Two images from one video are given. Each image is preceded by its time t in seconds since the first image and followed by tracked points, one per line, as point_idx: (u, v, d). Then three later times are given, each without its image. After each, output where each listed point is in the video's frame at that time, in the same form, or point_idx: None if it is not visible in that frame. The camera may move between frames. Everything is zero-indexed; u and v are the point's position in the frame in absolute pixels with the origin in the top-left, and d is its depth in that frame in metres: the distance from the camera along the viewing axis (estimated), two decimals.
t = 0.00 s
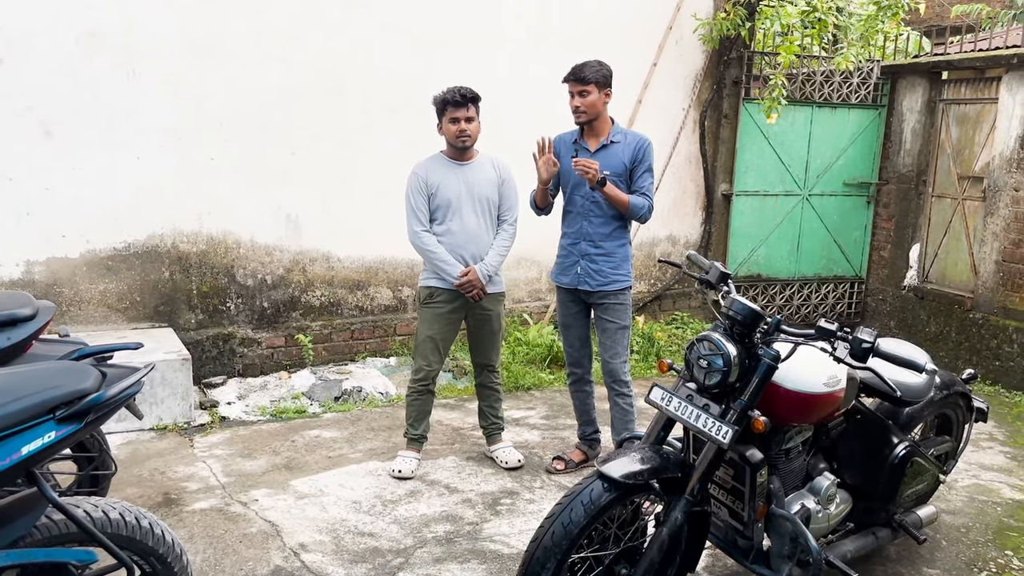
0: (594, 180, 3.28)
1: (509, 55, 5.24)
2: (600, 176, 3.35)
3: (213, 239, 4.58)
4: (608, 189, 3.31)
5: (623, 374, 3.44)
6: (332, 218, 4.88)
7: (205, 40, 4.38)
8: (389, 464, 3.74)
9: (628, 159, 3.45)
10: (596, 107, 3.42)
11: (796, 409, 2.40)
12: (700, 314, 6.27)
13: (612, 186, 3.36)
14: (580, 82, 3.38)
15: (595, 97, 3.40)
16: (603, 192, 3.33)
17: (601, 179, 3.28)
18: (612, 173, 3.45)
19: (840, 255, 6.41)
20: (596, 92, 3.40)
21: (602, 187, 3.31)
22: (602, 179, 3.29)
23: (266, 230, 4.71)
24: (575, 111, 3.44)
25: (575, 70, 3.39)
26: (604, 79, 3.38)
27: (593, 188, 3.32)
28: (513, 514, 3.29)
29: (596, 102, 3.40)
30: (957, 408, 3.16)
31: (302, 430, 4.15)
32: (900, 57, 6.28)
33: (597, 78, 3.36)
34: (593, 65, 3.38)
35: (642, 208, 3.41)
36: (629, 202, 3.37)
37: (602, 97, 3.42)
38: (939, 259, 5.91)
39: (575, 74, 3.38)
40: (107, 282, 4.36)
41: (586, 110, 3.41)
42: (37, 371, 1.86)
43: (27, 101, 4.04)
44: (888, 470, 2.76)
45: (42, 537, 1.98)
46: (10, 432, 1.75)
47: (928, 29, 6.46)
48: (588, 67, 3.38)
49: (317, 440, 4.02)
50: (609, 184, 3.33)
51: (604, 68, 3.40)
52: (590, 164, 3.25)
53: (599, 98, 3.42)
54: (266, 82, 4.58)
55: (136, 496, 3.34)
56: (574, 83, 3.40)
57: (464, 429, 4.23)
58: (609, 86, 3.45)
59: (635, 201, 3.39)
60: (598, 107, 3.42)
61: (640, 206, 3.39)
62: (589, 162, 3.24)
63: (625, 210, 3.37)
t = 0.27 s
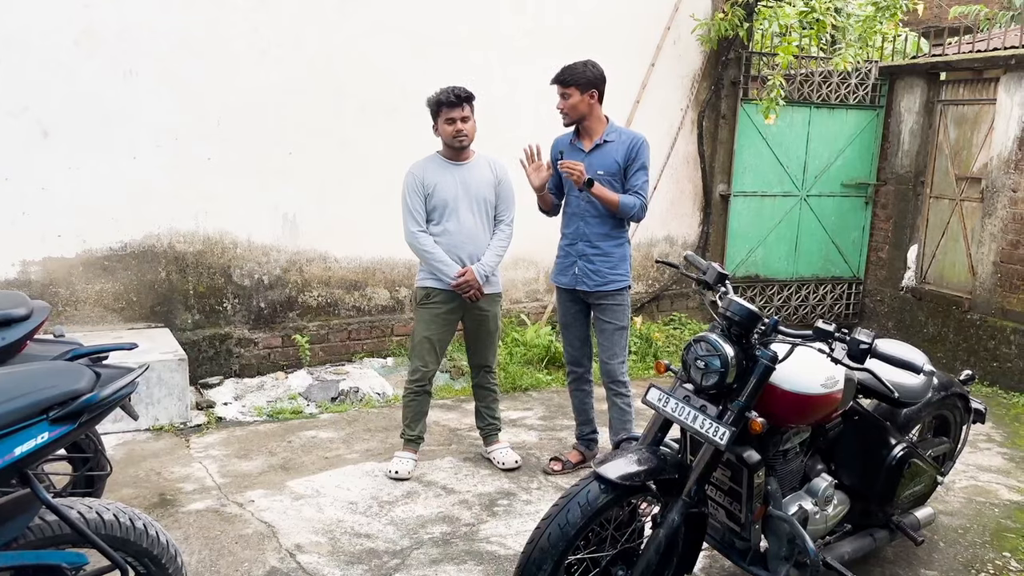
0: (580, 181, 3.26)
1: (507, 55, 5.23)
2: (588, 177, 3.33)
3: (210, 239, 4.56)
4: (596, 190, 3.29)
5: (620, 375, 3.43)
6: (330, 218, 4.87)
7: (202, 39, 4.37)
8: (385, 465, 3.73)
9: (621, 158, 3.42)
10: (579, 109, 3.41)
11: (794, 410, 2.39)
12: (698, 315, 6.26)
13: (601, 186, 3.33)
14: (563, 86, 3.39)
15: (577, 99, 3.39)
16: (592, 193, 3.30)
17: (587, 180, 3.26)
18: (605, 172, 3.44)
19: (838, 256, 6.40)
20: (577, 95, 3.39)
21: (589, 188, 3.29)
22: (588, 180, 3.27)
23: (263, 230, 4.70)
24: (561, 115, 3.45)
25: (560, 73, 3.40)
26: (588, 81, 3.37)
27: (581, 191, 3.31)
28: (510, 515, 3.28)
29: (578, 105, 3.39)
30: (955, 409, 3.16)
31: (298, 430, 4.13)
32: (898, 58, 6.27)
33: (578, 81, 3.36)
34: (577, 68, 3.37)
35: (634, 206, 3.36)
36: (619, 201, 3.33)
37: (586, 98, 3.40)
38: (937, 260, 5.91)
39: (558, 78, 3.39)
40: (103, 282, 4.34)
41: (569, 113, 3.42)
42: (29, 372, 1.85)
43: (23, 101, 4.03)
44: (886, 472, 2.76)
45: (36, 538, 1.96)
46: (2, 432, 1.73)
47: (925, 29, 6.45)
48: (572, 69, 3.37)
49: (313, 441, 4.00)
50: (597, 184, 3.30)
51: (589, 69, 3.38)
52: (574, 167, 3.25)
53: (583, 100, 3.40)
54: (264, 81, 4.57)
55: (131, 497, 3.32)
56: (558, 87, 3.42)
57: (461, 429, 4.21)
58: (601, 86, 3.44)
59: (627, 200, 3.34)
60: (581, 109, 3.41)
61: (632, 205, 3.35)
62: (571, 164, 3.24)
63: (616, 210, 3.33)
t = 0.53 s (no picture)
0: (571, 184, 3.25)
1: (507, 56, 5.22)
2: (580, 180, 3.33)
3: (210, 239, 4.56)
4: (587, 192, 3.28)
5: (619, 376, 3.42)
6: (329, 218, 4.86)
7: (201, 39, 4.37)
8: (385, 466, 3.73)
9: (615, 160, 3.40)
10: (575, 111, 3.40)
11: (792, 412, 2.38)
12: (698, 316, 6.26)
13: (593, 189, 3.33)
14: (557, 88, 3.40)
15: (572, 101, 3.38)
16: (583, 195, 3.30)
17: (577, 182, 3.26)
18: (598, 173, 3.44)
19: (838, 257, 6.40)
20: (573, 96, 3.38)
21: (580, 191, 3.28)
22: (579, 182, 3.26)
23: (263, 231, 4.69)
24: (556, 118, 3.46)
25: (553, 76, 3.41)
26: (582, 83, 3.37)
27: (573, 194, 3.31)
28: (509, 517, 3.28)
29: (573, 106, 3.39)
30: (955, 411, 3.15)
31: (297, 431, 4.13)
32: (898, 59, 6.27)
33: (571, 84, 3.36)
34: (570, 71, 3.37)
35: (627, 208, 3.33)
36: (610, 203, 3.31)
37: (581, 99, 3.39)
38: (937, 261, 5.90)
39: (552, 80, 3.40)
40: (102, 282, 4.34)
41: (564, 115, 3.42)
42: (27, 373, 1.84)
43: (22, 101, 4.03)
44: (885, 474, 2.75)
45: (33, 539, 1.96)
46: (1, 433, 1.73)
47: (926, 31, 6.45)
48: (566, 71, 3.38)
49: (312, 442, 4.00)
50: (588, 186, 3.29)
51: (582, 71, 3.38)
52: (564, 171, 3.25)
53: (577, 103, 3.39)
54: (263, 81, 4.57)
55: (129, 498, 3.32)
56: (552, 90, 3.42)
57: (460, 431, 4.21)
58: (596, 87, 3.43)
59: (618, 201, 3.31)
60: (577, 110, 3.40)
61: (624, 206, 3.32)
62: (562, 168, 3.24)
63: (608, 211, 3.31)
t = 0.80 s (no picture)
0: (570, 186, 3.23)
1: (509, 57, 5.22)
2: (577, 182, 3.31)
3: (212, 240, 4.56)
4: (584, 194, 3.26)
5: (621, 378, 3.42)
6: (331, 219, 4.86)
7: (203, 40, 4.37)
8: (387, 467, 3.72)
9: (616, 161, 3.40)
10: (583, 110, 3.40)
11: (796, 414, 2.38)
12: (700, 318, 6.25)
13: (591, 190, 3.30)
14: (568, 86, 3.39)
15: (581, 100, 3.38)
16: (581, 197, 3.27)
17: (575, 184, 3.23)
18: (599, 174, 3.43)
19: (840, 259, 6.39)
20: (581, 96, 3.38)
21: (578, 193, 3.26)
22: (576, 184, 3.23)
23: (265, 231, 4.69)
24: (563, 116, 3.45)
25: (563, 74, 3.41)
26: (592, 82, 3.36)
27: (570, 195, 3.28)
28: (512, 518, 3.27)
29: (580, 105, 3.39)
30: (959, 413, 3.14)
31: (299, 432, 4.13)
32: (901, 61, 6.26)
33: (582, 83, 3.36)
34: (581, 69, 3.36)
35: (624, 209, 3.32)
36: (608, 205, 3.30)
37: (590, 99, 3.39)
38: (940, 263, 5.89)
39: (562, 79, 3.40)
40: (105, 282, 4.34)
41: (572, 113, 3.41)
42: (29, 373, 1.84)
43: (25, 101, 4.03)
44: (889, 476, 2.73)
45: (36, 540, 1.95)
46: (4, 433, 1.73)
47: (929, 32, 6.44)
48: (576, 70, 3.37)
49: (314, 443, 3.99)
50: (586, 188, 3.27)
51: (592, 70, 3.37)
52: (562, 172, 3.23)
53: (586, 101, 3.39)
54: (266, 82, 4.57)
55: (131, 498, 3.32)
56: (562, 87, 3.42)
57: (462, 432, 4.21)
58: (603, 87, 3.43)
59: (616, 203, 3.31)
60: (585, 110, 3.40)
61: (621, 208, 3.31)
62: (559, 169, 3.21)
63: (605, 213, 3.31)
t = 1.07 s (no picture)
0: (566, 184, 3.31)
1: (514, 57, 5.22)
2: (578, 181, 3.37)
3: (217, 240, 4.56)
4: (582, 193, 3.29)
5: (625, 379, 3.41)
6: (336, 219, 4.86)
7: (209, 40, 4.37)
8: (391, 467, 3.72)
9: (620, 162, 3.40)
10: (593, 109, 3.39)
11: (801, 415, 2.37)
12: (705, 318, 6.24)
13: (591, 190, 3.33)
14: (579, 85, 3.38)
15: (592, 99, 3.37)
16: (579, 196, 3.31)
17: (573, 183, 3.29)
18: (605, 175, 3.43)
19: (845, 259, 6.38)
20: (593, 95, 3.37)
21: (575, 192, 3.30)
22: (573, 183, 3.29)
23: (270, 231, 4.70)
24: (573, 114, 3.45)
25: (574, 72, 3.40)
26: (603, 82, 3.35)
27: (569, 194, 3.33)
28: (516, 519, 3.27)
29: (592, 104, 3.37)
30: (965, 415, 3.13)
31: (304, 432, 4.13)
32: (907, 61, 6.25)
33: (594, 81, 3.34)
34: (591, 68, 3.35)
35: (622, 210, 3.32)
36: (607, 205, 3.30)
37: (601, 99, 3.38)
38: (945, 264, 5.88)
39: (574, 77, 3.38)
40: (110, 282, 4.35)
41: (581, 112, 3.40)
42: (34, 374, 1.84)
43: (30, 102, 4.04)
44: (895, 478, 2.73)
45: (42, 539, 1.96)
46: (10, 433, 1.73)
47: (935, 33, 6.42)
48: (587, 69, 3.36)
49: (319, 443, 4.00)
50: (584, 187, 3.30)
51: (603, 70, 3.36)
52: (558, 171, 3.32)
53: (597, 100, 3.38)
54: (270, 82, 4.57)
55: (136, 498, 3.32)
56: (574, 86, 3.40)
57: (467, 432, 4.21)
58: (614, 87, 3.42)
59: (615, 203, 3.31)
60: (595, 109, 3.39)
61: (620, 208, 3.31)
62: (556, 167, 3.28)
63: (603, 213, 3.31)
